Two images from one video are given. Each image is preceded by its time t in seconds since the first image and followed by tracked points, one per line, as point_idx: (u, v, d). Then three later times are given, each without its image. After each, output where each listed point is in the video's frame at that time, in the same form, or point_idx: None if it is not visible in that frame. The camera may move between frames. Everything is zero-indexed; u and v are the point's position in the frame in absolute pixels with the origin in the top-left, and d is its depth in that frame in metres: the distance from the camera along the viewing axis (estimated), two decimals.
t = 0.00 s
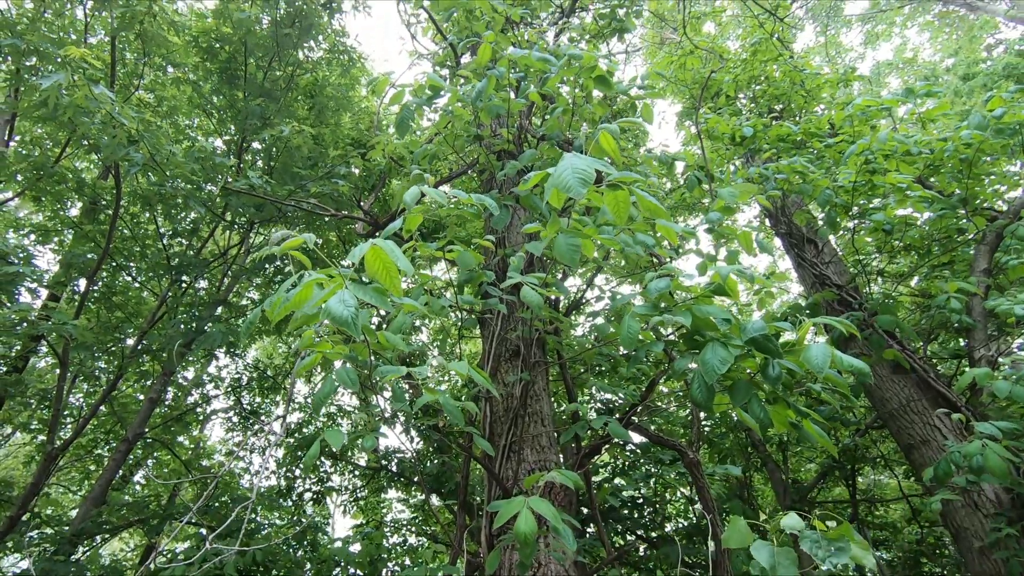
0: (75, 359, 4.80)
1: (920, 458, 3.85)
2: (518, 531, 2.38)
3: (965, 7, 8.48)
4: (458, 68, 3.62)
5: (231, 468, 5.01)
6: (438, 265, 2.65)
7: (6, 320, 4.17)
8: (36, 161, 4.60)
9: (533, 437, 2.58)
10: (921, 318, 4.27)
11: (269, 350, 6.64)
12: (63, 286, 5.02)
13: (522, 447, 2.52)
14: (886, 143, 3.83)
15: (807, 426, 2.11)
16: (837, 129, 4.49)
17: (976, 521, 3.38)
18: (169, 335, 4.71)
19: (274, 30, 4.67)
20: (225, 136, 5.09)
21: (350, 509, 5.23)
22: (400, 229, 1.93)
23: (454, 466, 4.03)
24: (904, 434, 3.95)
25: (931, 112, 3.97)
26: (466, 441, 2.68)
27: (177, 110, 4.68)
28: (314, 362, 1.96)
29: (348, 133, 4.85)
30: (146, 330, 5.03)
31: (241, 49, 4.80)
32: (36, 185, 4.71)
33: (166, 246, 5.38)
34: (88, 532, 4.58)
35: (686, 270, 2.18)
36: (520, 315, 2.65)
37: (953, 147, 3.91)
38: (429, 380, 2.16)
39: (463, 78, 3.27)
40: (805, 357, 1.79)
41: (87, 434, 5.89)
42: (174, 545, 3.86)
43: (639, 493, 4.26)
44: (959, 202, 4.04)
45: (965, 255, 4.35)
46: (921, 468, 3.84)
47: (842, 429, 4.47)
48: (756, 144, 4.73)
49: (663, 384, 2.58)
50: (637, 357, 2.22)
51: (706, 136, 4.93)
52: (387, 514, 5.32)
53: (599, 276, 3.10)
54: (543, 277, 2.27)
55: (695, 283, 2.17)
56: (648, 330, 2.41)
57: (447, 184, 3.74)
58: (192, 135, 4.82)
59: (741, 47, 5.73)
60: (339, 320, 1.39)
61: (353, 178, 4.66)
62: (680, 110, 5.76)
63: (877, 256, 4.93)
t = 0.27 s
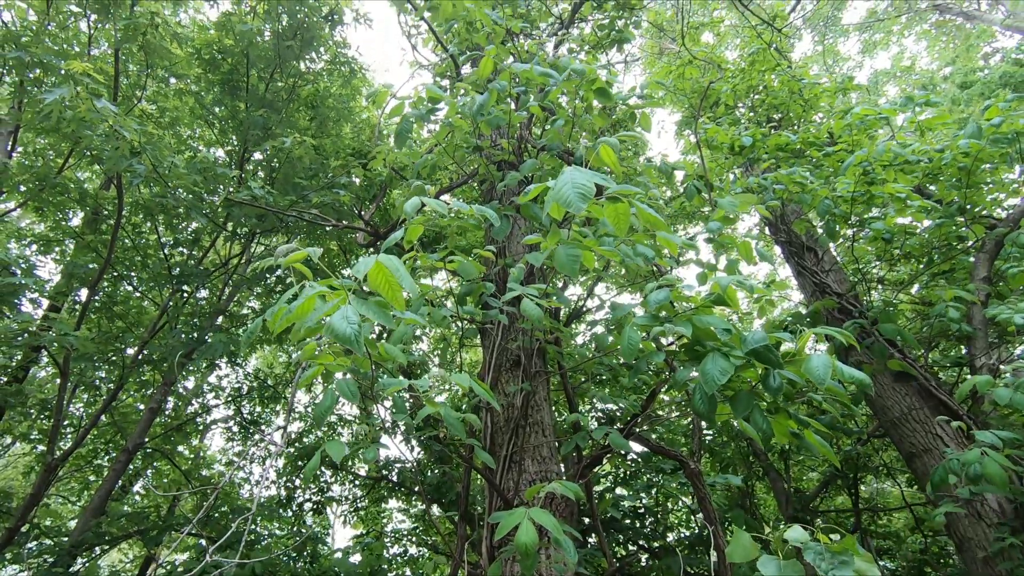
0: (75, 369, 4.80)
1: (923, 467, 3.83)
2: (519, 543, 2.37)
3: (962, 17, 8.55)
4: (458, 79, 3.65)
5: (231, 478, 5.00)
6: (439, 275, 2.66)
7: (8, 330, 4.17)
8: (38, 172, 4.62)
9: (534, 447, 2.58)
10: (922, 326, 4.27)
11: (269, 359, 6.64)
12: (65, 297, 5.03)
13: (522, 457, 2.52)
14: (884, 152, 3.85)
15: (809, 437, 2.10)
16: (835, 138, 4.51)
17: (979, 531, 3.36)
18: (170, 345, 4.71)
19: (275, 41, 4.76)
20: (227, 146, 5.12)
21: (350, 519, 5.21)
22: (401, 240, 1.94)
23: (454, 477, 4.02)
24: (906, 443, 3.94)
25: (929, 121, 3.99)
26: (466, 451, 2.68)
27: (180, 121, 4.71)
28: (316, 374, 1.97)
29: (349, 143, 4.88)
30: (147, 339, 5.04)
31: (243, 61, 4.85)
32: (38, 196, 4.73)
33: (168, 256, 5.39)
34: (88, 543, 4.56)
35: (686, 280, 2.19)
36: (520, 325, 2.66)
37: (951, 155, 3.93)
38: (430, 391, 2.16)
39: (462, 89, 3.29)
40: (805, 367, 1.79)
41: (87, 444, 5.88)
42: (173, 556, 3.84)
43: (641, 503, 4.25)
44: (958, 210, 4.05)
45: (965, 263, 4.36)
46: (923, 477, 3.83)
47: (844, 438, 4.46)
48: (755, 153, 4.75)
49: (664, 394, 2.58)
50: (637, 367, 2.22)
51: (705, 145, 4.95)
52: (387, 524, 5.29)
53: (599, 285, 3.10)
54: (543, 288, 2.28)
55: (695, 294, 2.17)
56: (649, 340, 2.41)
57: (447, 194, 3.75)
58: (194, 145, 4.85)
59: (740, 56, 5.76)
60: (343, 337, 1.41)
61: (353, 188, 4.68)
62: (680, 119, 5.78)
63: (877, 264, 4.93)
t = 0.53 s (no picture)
0: (76, 380, 4.79)
1: (925, 477, 3.82)
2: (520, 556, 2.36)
3: (958, 27, 8.63)
4: (458, 91, 3.68)
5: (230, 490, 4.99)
6: (439, 287, 2.67)
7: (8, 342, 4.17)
8: (40, 183, 4.64)
9: (534, 458, 2.58)
10: (922, 335, 4.27)
11: (269, 369, 6.63)
12: (65, 307, 5.04)
13: (523, 469, 2.53)
14: (882, 163, 3.87)
15: (809, 449, 2.10)
16: (833, 148, 4.53)
17: (983, 542, 3.35)
18: (171, 355, 4.71)
19: (278, 55, 4.83)
20: (228, 157, 5.15)
21: (350, 531, 5.19)
22: (402, 253, 1.95)
23: (454, 488, 4.01)
24: (908, 453, 3.93)
25: (926, 131, 4.01)
26: (467, 463, 2.68)
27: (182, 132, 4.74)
28: (318, 388, 1.97)
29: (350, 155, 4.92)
30: (147, 350, 5.03)
31: (245, 73, 4.88)
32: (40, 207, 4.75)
33: (169, 266, 5.40)
34: (86, 555, 4.53)
35: (685, 292, 2.20)
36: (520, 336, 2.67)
37: (947, 165, 3.95)
38: (431, 403, 2.16)
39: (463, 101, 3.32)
40: (805, 379, 1.80)
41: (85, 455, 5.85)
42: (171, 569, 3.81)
43: (642, 514, 4.23)
44: (956, 220, 4.06)
45: (963, 272, 4.37)
46: (925, 488, 3.81)
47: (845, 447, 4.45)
48: (753, 164, 4.78)
49: (664, 406, 2.58)
50: (638, 378, 2.22)
51: (704, 156, 4.98)
52: (387, 536, 5.27)
53: (599, 296, 3.11)
54: (543, 299, 2.28)
55: (695, 305, 2.18)
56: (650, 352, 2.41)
57: (447, 205, 3.77)
58: (195, 157, 4.88)
59: (738, 67, 5.80)
60: (346, 351, 1.42)
61: (354, 199, 4.71)
62: (678, 129, 5.82)
63: (876, 273, 4.95)
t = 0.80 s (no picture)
0: (75, 391, 4.78)
1: (926, 487, 3.81)
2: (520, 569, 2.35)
3: (953, 37, 8.71)
4: (457, 103, 3.70)
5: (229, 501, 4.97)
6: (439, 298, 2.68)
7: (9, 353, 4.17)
8: (42, 194, 4.66)
9: (534, 470, 2.57)
10: (921, 344, 4.27)
11: (269, 379, 6.62)
12: (66, 318, 5.04)
13: (523, 480, 2.52)
14: (880, 173, 3.90)
15: (809, 460, 2.09)
16: (830, 158, 4.56)
17: (985, 553, 3.33)
18: (171, 366, 4.71)
19: (279, 67, 4.85)
20: (229, 168, 5.17)
21: (349, 542, 5.17)
22: (403, 265, 1.96)
23: (454, 499, 4.00)
24: (909, 463, 3.92)
25: (922, 141, 4.03)
26: (467, 474, 2.67)
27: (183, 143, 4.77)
28: (319, 401, 1.98)
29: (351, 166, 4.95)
30: (147, 360, 5.03)
31: (246, 85, 4.90)
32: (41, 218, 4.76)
33: (169, 276, 5.41)
34: (84, 567, 4.50)
35: (685, 304, 2.20)
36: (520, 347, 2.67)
37: (944, 175, 3.97)
38: (431, 414, 2.16)
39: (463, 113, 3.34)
40: (804, 391, 1.79)
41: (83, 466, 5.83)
42: None
43: (643, 525, 4.21)
44: (954, 229, 4.08)
45: (962, 281, 4.38)
46: (927, 498, 3.80)
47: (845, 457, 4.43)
48: (751, 174, 4.80)
49: (664, 417, 2.58)
50: (638, 389, 2.23)
51: (702, 166, 5.01)
52: (387, 547, 5.25)
53: (599, 306, 3.11)
54: (543, 310, 2.29)
55: (695, 317, 2.19)
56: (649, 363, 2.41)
57: (447, 216, 3.79)
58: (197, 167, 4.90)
59: (735, 78, 5.85)
60: (348, 366, 1.43)
61: (354, 209, 4.73)
62: (677, 139, 5.85)
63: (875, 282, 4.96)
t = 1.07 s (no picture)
0: (74, 401, 4.77)
1: (927, 497, 3.80)
2: None
3: (949, 46, 8.78)
4: (457, 113, 3.72)
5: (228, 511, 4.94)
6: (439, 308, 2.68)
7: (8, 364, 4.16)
8: (43, 204, 4.67)
9: (534, 480, 2.57)
10: (922, 353, 4.27)
11: (268, 388, 6.60)
12: (65, 327, 5.03)
13: (522, 491, 2.52)
14: (878, 183, 3.91)
15: (809, 471, 2.09)
16: (828, 167, 4.57)
17: (987, 563, 3.32)
18: (170, 375, 4.70)
19: (280, 77, 4.87)
20: (229, 177, 5.18)
21: (348, 552, 5.14)
22: (403, 277, 1.96)
23: (454, 509, 3.98)
24: (910, 472, 3.92)
25: (920, 149, 4.04)
26: (466, 485, 2.67)
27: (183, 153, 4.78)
28: (318, 412, 1.98)
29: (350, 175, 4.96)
30: (146, 370, 5.02)
31: (246, 95, 4.91)
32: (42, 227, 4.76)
33: (169, 285, 5.41)
34: None
35: (685, 315, 2.20)
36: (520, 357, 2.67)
37: (942, 184, 3.98)
38: (430, 425, 2.16)
39: (462, 123, 3.35)
40: (804, 404, 1.79)
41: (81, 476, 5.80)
42: None
43: (644, 535, 4.19)
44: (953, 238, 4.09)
45: (962, 289, 4.38)
46: (928, 507, 3.79)
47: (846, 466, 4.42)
48: (750, 182, 4.82)
49: (664, 427, 2.57)
50: (637, 400, 2.22)
51: (701, 175, 5.03)
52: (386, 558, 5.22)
53: (599, 316, 3.11)
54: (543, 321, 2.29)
55: (694, 328, 2.19)
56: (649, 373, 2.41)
57: (447, 225, 3.79)
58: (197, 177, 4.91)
59: (733, 87, 5.88)
60: (345, 379, 1.43)
61: (354, 218, 4.74)
62: (676, 148, 5.87)
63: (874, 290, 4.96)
